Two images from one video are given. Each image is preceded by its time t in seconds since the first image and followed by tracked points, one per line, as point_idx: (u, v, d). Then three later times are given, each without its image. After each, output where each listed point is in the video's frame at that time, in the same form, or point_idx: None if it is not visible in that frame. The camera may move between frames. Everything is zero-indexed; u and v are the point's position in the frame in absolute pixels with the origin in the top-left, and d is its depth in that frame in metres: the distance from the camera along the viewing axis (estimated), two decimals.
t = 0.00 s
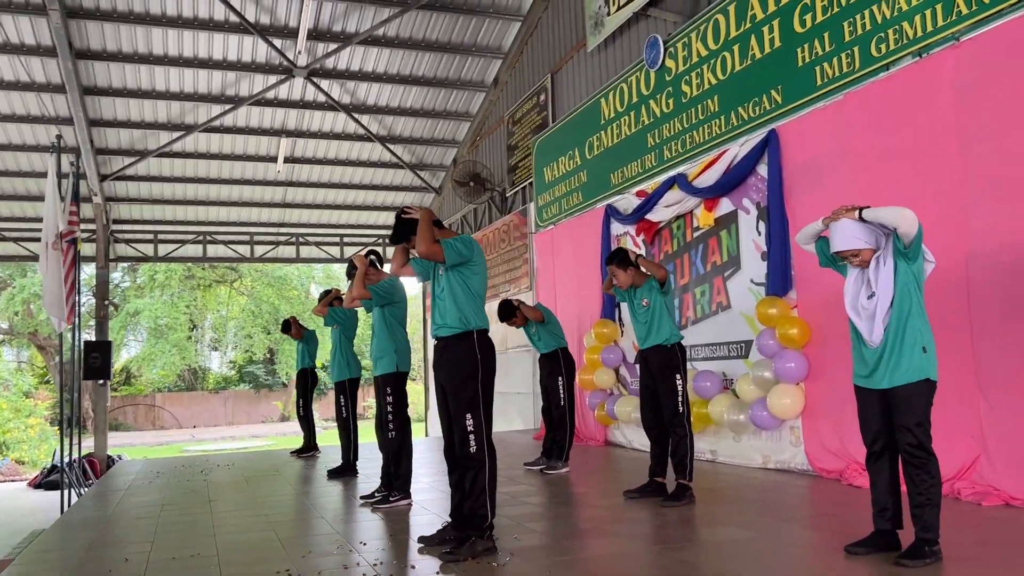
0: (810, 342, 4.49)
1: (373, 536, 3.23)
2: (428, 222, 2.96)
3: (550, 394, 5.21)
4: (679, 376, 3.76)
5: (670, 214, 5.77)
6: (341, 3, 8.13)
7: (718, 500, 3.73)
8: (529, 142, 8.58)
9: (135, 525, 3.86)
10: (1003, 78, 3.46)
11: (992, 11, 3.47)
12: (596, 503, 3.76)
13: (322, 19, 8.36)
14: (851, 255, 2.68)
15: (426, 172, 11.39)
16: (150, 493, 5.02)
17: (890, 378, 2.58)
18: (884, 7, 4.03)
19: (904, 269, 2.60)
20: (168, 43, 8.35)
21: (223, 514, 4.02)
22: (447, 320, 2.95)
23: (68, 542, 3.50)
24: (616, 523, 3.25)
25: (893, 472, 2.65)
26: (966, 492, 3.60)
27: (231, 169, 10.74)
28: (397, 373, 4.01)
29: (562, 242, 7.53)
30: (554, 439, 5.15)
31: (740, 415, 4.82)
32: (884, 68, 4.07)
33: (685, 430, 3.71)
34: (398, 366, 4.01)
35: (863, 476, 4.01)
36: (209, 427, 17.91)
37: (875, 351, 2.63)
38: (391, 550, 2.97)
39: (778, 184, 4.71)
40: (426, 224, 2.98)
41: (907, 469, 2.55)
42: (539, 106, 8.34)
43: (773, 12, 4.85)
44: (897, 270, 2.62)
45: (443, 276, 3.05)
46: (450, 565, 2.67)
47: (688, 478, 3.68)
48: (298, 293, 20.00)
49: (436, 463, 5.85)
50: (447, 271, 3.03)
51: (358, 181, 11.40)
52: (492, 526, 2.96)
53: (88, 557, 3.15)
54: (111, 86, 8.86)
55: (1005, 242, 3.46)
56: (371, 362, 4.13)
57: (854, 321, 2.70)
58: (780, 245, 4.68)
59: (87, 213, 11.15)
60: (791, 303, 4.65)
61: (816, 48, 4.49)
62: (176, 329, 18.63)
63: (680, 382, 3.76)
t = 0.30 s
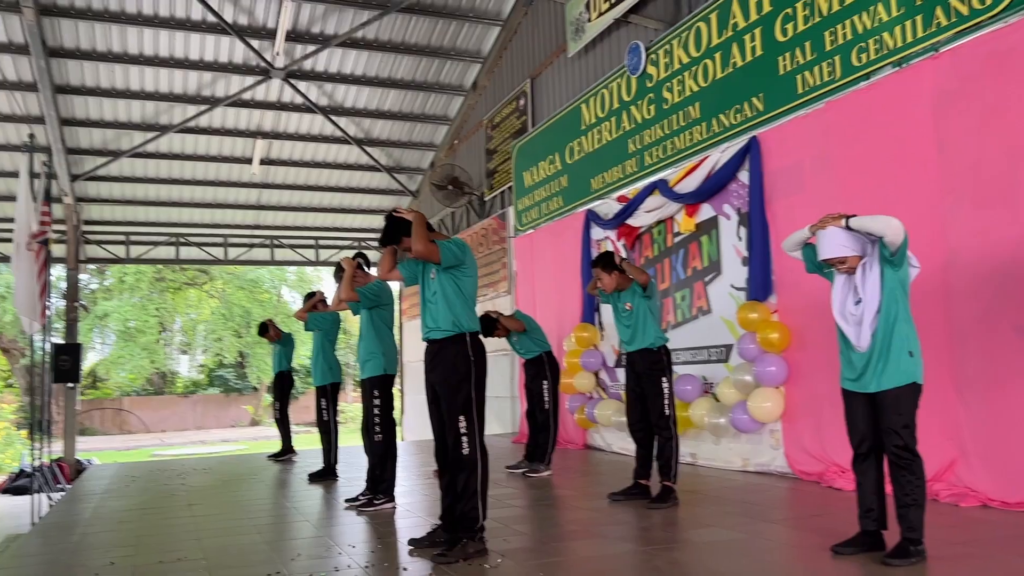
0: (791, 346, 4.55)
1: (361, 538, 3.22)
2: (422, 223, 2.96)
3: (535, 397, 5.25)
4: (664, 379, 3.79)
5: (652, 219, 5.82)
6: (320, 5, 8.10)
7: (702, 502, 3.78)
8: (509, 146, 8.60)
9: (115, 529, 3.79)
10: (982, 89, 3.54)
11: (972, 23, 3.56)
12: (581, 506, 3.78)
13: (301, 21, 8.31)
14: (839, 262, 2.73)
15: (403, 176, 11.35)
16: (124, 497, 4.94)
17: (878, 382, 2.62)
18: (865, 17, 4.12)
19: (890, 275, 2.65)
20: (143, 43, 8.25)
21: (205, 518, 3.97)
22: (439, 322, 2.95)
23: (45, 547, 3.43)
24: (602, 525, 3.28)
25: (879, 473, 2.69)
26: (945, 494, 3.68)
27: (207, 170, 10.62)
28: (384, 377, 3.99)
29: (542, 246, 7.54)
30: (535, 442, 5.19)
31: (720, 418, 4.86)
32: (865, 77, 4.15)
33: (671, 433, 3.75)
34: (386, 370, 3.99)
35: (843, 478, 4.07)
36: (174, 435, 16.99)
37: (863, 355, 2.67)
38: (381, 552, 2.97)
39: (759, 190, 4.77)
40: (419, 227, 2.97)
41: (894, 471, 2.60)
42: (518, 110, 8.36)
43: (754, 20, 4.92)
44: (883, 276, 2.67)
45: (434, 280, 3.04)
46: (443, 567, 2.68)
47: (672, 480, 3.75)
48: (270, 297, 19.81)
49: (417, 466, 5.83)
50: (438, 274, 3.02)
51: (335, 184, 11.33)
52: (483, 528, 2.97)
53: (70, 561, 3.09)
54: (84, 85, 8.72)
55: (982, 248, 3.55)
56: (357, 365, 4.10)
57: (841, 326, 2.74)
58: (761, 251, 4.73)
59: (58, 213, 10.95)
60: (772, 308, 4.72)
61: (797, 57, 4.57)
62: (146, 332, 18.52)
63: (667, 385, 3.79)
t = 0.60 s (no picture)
0: (778, 351, 4.59)
1: (353, 540, 3.21)
2: (418, 218, 2.91)
3: (525, 400, 5.25)
4: (657, 383, 3.82)
5: (640, 224, 5.84)
6: (308, 7, 8.08)
7: (692, 505, 3.81)
8: (496, 150, 8.61)
9: (100, 531, 3.75)
10: (969, 98, 3.60)
11: (960, 33, 3.62)
12: (570, 508, 3.80)
13: (288, 22, 8.28)
14: (831, 269, 2.75)
15: (388, 178, 11.34)
16: (107, 500, 4.89)
17: (870, 387, 2.65)
18: (854, 27, 4.19)
19: (881, 282, 2.69)
20: (129, 42, 8.19)
21: (193, 519, 3.95)
22: (433, 324, 2.94)
23: (31, 550, 3.38)
24: (594, 527, 3.29)
25: (870, 477, 2.72)
26: (930, 497, 3.72)
27: (191, 170, 10.54)
28: (375, 379, 3.97)
29: (530, 250, 7.56)
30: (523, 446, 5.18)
31: (707, 421, 4.89)
32: (854, 86, 4.21)
33: (663, 437, 3.78)
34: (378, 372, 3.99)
35: (829, 482, 4.10)
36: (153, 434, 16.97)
37: (855, 361, 2.70)
38: (374, 554, 2.96)
39: (748, 196, 4.81)
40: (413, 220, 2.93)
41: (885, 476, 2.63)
42: (506, 114, 8.38)
43: (743, 28, 4.97)
44: (874, 283, 2.70)
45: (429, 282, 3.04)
46: (438, 569, 2.68)
47: (663, 484, 3.76)
48: (251, 299, 19.68)
49: (404, 469, 5.82)
50: (434, 274, 3.01)
51: (320, 185, 11.29)
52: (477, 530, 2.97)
53: (59, 563, 3.06)
54: (67, 83, 8.64)
55: (968, 255, 3.59)
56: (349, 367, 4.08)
57: (834, 333, 2.77)
58: (749, 257, 4.77)
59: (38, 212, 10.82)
60: (759, 313, 4.76)
61: (787, 65, 4.63)
62: (125, 333, 18.35)
63: (659, 389, 3.82)
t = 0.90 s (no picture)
0: (762, 356, 4.63)
1: (340, 542, 3.19)
2: (407, 227, 2.96)
3: (511, 402, 5.25)
4: (646, 385, 3.83)
5: (626, 228, 5.87)
6: (295, 7, 8.05)
7: (677, 508, 3.82)
8: (481, 152, 8.62)
9: (82, 532, 3.71)
10: (954, 107, 3.66)
11: (945, 43, 3.68)
12: (555, 511, 3.80)
13: (274, 22, 8.24)
14: (818, 276, 2.79)
15: (373, 179, 11.30)
16: (87, 500, 4.83)
17: (856, 393, 2.67)
18: (840, 35, 4.24)
19: (865, 290, 2.72)
20: (113, 39, 8.11)
21: (177, 520, 3.90)
22: (422, 326, 2.94)
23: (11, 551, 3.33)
24: (581, 530, 3.30)
25: (855, 481, 2.75)
26: (912, 502, 3.76)
27: (174, 169, 10.45)
28: (361, 380, 3.96)
29: (516, 252, 7.56)
30: (508, 449, 5.17)
31: (692, 425, 4.91)
32: (839, 94, 4.26)
33: (650, 440, 3.79)
34: (364, 374, 3.97)
35: (813, 486, 4.14)
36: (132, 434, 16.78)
37: (841, 367, 2.73)
38: (361, 556, 2.95)
39: (734, 201, 4.85)
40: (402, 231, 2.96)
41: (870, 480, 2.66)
42: (491, 117, 8.39)
43: (730, 35, 5.01)
44: (859, 291, 2.73)
45: (421, 286, 3.04)
46: (426, 571, 2.67)
47: (649, 487, 3.78)
48: (232, 299, 19.50)
49: (389, 472, 5.79)
50: (424, 279, 3.02)
51: (304, 185, 11.24)
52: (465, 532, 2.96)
53: (42, 565, 3.01)
54: (49, 80, 8.55)
55: (952, 261, 3.64)
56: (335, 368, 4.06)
57: (819, 339, 2.80)
58: (735, 262, 4.81)
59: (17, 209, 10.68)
60: (744, 317, 4.79)
61: (773, 72, 4.68)
62: (104, 333, 18.11)
63: (648, 392, 3.83)
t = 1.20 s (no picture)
0: (745, 360, 4.66)
1: (324, 545, 3.18)
2: (393, 231, 2.97)
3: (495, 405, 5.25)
4: (628, 389, 3.85)
5: (611, 232, 5.89)
6: (281, 7, 8.01)
7: (660, 511, 3.85)
8: (468, 154, 8.62)
9: (63, 533, 3.68)
10: (935, 117, 3.71)
11: (927, 54, 3.73)
12: (539, 514, 3.81)
13: (261, 22, 8.20)
14: (798, 284, 2.82)
15: (358, 180, 11.26)
16: (68, 501, 4.79)
17: (837, 399, 2.70)
18: (824, 44, 4.29)
19: (846, 297, 2.74)
20: (97, 37, 8.05)
21: (160, 521, 3.88)
22: (408, 329, 2.95)
23: None
24: (564, 533, 3.31)
25: (836, 486, 2.77)
26: (892, 506, 3.81)
27: (158, 168, 10.37)
28: (345, 382, 3.95)
29: (501, 254, 7.57)
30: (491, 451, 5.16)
31: (675, 429, 4.93)
32: (823, 102, 4.31)
33: (632, 443, 3.81)
34: (347, 376, 3.96)
35: (794, 490, 4.17)
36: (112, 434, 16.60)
37: (822, 373, 2.75)
38: (345, 559, 2.94)
39: (718, 208, 4.89)
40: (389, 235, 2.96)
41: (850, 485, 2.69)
42: (478, 119, 8.40)
43: (716, 42, 5.05)
44: (840, 299, 2.77)
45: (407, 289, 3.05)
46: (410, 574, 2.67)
47: (632, 490, 3.79)
48: (214, 299, 19.34)
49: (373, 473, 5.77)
50: (411, 283, 3.03)
51: (289, 186, 11.18)
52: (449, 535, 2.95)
53: (22, 566, 2.98)
54: (33, 77, 8.47)
55: (933, 269, 3.69)
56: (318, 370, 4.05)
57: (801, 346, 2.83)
58: (719, 267, 4.84)
59: None
60: (727, 322, 4.82)
61: (758, 80, 4.72)
62: (84, 332, 17.91)
63: (630, 395, 3.85)
